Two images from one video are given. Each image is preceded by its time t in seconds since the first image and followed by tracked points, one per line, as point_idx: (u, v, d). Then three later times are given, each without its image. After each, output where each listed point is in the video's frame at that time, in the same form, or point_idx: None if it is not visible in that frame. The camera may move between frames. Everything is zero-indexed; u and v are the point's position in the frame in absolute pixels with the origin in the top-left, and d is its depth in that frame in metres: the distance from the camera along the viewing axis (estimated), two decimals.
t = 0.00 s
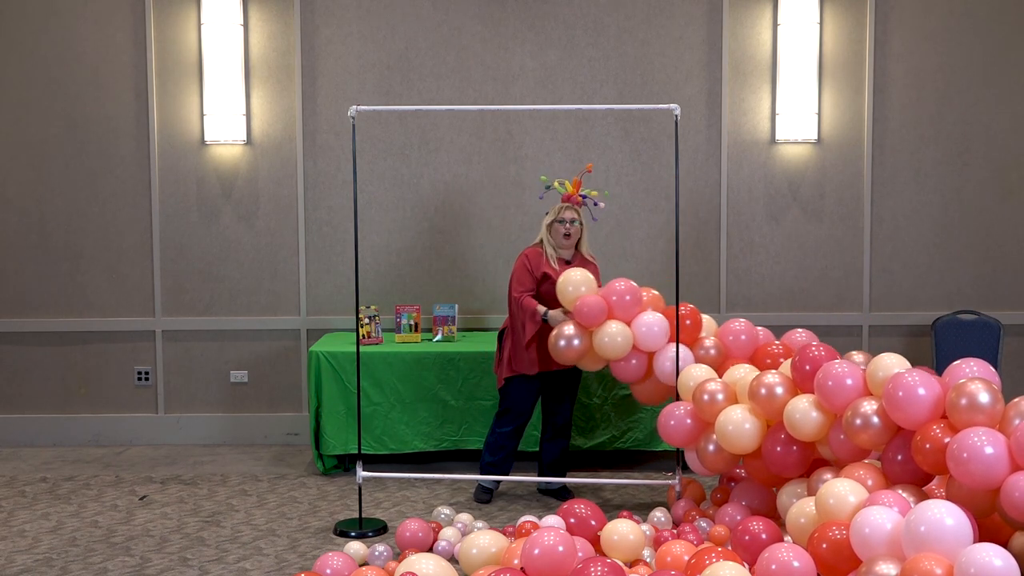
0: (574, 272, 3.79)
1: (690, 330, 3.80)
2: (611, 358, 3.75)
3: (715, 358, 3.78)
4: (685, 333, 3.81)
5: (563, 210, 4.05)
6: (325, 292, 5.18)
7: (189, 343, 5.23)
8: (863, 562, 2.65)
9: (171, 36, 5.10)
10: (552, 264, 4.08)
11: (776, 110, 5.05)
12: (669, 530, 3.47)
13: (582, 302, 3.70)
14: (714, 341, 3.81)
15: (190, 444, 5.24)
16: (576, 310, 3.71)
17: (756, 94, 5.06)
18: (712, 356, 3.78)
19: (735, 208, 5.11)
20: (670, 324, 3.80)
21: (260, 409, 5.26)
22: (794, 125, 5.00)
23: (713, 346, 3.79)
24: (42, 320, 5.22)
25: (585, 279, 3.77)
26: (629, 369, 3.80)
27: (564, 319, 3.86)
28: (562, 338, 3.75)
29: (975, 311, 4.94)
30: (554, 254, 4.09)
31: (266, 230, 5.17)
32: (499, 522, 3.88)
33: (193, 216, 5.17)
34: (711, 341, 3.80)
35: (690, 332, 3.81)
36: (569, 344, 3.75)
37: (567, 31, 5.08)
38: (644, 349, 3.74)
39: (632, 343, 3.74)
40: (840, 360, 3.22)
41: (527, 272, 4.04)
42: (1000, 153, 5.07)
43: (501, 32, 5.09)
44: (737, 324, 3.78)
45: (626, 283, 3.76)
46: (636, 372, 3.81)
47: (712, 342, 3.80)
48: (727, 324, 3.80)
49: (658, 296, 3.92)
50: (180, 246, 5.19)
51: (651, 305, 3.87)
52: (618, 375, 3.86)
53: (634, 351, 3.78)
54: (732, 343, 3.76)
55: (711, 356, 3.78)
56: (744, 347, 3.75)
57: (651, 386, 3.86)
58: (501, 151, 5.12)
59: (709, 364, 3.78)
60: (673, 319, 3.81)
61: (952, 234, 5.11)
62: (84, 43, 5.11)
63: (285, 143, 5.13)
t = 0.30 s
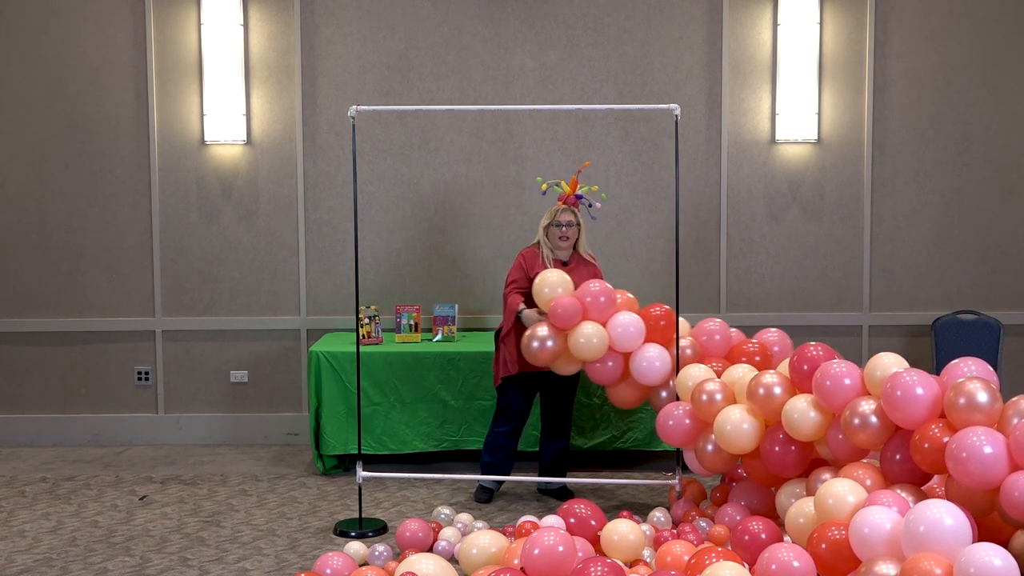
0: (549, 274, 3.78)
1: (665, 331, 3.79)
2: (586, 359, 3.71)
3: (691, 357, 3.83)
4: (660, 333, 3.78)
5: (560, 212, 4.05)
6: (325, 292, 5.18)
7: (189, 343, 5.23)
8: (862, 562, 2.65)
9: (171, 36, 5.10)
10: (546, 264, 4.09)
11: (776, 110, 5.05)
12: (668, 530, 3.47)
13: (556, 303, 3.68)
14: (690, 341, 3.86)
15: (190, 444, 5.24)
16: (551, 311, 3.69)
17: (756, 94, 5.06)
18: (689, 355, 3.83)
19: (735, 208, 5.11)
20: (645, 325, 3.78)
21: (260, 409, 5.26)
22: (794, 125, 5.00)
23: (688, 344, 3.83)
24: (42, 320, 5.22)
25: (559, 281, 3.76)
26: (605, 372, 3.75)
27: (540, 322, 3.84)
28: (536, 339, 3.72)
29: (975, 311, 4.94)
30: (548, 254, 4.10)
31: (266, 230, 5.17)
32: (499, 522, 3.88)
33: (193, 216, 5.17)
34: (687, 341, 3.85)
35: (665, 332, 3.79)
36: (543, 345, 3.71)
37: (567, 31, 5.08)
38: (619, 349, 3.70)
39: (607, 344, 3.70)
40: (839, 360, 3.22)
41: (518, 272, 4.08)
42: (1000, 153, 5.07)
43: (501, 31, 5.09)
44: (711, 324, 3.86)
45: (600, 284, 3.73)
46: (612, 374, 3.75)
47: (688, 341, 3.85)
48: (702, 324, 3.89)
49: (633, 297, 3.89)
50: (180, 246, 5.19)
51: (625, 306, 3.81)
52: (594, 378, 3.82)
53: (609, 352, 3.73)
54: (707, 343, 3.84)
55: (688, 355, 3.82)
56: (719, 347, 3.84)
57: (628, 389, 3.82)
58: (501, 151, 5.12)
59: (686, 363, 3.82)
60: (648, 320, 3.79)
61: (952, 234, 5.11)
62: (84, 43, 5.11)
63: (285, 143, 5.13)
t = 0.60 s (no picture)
0: (525, 267, 3.77)
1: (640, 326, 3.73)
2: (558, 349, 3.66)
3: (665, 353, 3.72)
4: (636, 326, 3.73)
5: (548, 213, 4.05)
6: (325, 292, 5.18)
7: (189, 343, 5.23)
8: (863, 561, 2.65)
9: (171, 36, 5.10)
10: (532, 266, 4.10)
11: (776, 111, 5.05)
12: (669, 530, 3.47)
13: (529, 293, 3.66)
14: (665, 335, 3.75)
15: (190, 444, 5.24)
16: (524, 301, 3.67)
17: (756, 94, 5.06)
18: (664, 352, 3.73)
19: (735, 208, 5.11)
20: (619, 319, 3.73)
21: (260, 409, 5.26)
22: (794, 125, 5.00)
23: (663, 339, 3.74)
24: (42, 319, 5.22)
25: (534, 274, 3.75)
26: (579, 363, 3.69)
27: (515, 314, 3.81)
28: (508, 328, 3.69)
29: (976, 311, 4.94)
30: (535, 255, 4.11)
31: (266, 230, 5.17)
32: (499, 522, 3.88)
33: (193, 216, 5.17)
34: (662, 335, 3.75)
35: (639, 327, 3.73)
36: (515, 334, 3.68)
37: (567, 31, 5.08)
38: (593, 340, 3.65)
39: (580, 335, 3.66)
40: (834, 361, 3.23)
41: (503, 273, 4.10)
42: (1000, 153, 5.07)
43: (501, 31, 5.09)
44: (686, 323, 3.86)
45: (574, 276, 3.71)
46: (587, 366, 3.69)
47: (663, 336, 3.73)
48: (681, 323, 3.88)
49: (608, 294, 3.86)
50: (180, 246, 5.19)
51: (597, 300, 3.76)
52: (568, 371, 3.76)
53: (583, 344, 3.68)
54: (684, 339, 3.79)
55: (663, 350, 3.71)
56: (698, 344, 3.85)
57: (603, 382, 3.73)
58: (501, 151, 5.12)
59: (660, 358, 3.73)
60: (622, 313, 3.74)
61: (952, 234, 5.11)
62: (84, 43, 5.11)
63: (286, 143, 5.13)
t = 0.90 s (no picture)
0: (488, 275, 3.71)
1: (598, 341, 3.64)
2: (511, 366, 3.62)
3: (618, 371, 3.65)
4: (592, 342, 3.64)
5: (513, 218, 4.03)
6: (325, 292, 5.18)
7: (189, 343, 5.23)
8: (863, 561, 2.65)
9: (171, 36, 5.10)
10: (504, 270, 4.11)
11: (776, 111, 5.05)
12: (669, 530, 3.47)
13: (487, 307, 3.62)
14: (621, 352, 3.69)
15: (190, 444, 5.24)
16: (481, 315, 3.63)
17: (756, 94, 5.06)
18: (621, 367, 3.66)
19: (735, 208, 5.11)
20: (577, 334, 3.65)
21: (260, 409, 5.26)
22: (794, 125, 5.00)
23: (620, 356, 3.67)
24: (42, 319, 5.22)
25: (495, 284, 3.69)
26: (532, 379, 3.66)
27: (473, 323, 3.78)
28: (461, 341, 3.67)
29: (975, 311, 4.94)
30: (507, 260, 4.11)
31: (266, 230, 5.17)
32: (499, 522, 3.88)
33: (193, 216, 5.17)
34: (618, 352, 3.69)
35: (597, 342, 3.65)
36: (468, 348, 3.66)
37: (567, 31, 5.08)
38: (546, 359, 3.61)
39: (536, 352, 3.61)
40: (832, 362, 3.23)
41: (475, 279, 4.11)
42: (1000, 153, 5.07)
43: (501, 32, 5.09)
44: (643, 334, 3.70)
45: (534, 291, 3.65)
46: (539, 382, 3.66)
47: (619, 353, 3.68)
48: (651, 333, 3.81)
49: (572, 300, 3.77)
50: (180, 246, 5.19)
51: (559, 311, 3.67)
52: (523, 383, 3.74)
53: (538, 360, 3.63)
54: (638, 353, 3.68)
55: (615, 367, 3.65)
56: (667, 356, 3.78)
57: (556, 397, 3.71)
58: (501, 151, 5.13)
59: (616, 374, 3.65)
60: (580, 328, 3.65)
61: (951, 234, 5.11)
62: (84, 43, 5.11)
63: (286, 143, 5.13)
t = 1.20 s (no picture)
0: (430, 294, 3.54)
1: (543, 357, 3.44)
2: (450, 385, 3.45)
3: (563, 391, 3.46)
4: (535, 358, 3.44)
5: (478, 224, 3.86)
6: (325, 292, 5.18)
7: (189, 343, 5.23)
8: (864, 561, 2.65)
9: (171, 36, 5.10)
10: (471, 274, 3.99)
11: (776, 110, 5.05)
12: (669, 530, 3.47)
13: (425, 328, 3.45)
14: (566, 371, 3.49)
15: (190, 444, 5.24)
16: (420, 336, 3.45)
17: (756, 94, 5.06)
18: (567, 387, 3.46)
19: (735, 208, 5.11)
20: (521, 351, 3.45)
21: (260, 409, 5.26)
22: (794, 125, 5.00)
23: (565, 375, 3.47)
24: (43, 319, 5.22)
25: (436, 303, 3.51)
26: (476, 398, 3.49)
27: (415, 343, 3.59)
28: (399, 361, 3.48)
29: (976, 311, 4.94)
30: (474, 263, 3.99)
31: (266, 230, 5.17)
32: (499, 522, 3.88)
33: (193, 216, 5.17)
34: (563, 370, 3.49)
35: (543, 359, 3.45)
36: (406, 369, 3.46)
37: (567, 31, 5.08)
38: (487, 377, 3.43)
39: (476, 370, 3.43)
40: (838, 362, 3.23)
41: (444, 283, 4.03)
42: (1000, 153, 5.07)
43: (501, 32, 5.09)
44: (594, 354, 3.47)
45: (474, 308, 3.45)
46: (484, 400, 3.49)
47: (564, 372, 3.47)
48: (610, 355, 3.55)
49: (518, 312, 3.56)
50: (180, 246, 5.19)
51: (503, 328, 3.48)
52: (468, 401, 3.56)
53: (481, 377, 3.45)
54: (586, 373, 3.44)
55: (559, 387, 3.45)
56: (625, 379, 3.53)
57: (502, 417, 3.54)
58: (500, 151, 5.12)
59: (564, 393, 3.46)
60: (524, 345, 3.45)
61: (952, 234, 5.11)
62: (84, 43, 5.11)
63: (285, 143, 5.12)
